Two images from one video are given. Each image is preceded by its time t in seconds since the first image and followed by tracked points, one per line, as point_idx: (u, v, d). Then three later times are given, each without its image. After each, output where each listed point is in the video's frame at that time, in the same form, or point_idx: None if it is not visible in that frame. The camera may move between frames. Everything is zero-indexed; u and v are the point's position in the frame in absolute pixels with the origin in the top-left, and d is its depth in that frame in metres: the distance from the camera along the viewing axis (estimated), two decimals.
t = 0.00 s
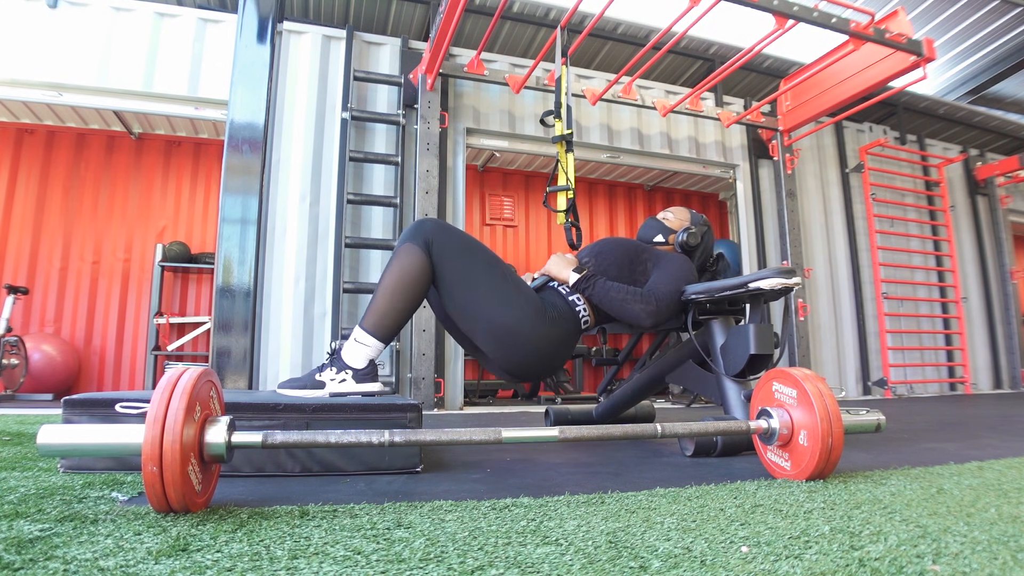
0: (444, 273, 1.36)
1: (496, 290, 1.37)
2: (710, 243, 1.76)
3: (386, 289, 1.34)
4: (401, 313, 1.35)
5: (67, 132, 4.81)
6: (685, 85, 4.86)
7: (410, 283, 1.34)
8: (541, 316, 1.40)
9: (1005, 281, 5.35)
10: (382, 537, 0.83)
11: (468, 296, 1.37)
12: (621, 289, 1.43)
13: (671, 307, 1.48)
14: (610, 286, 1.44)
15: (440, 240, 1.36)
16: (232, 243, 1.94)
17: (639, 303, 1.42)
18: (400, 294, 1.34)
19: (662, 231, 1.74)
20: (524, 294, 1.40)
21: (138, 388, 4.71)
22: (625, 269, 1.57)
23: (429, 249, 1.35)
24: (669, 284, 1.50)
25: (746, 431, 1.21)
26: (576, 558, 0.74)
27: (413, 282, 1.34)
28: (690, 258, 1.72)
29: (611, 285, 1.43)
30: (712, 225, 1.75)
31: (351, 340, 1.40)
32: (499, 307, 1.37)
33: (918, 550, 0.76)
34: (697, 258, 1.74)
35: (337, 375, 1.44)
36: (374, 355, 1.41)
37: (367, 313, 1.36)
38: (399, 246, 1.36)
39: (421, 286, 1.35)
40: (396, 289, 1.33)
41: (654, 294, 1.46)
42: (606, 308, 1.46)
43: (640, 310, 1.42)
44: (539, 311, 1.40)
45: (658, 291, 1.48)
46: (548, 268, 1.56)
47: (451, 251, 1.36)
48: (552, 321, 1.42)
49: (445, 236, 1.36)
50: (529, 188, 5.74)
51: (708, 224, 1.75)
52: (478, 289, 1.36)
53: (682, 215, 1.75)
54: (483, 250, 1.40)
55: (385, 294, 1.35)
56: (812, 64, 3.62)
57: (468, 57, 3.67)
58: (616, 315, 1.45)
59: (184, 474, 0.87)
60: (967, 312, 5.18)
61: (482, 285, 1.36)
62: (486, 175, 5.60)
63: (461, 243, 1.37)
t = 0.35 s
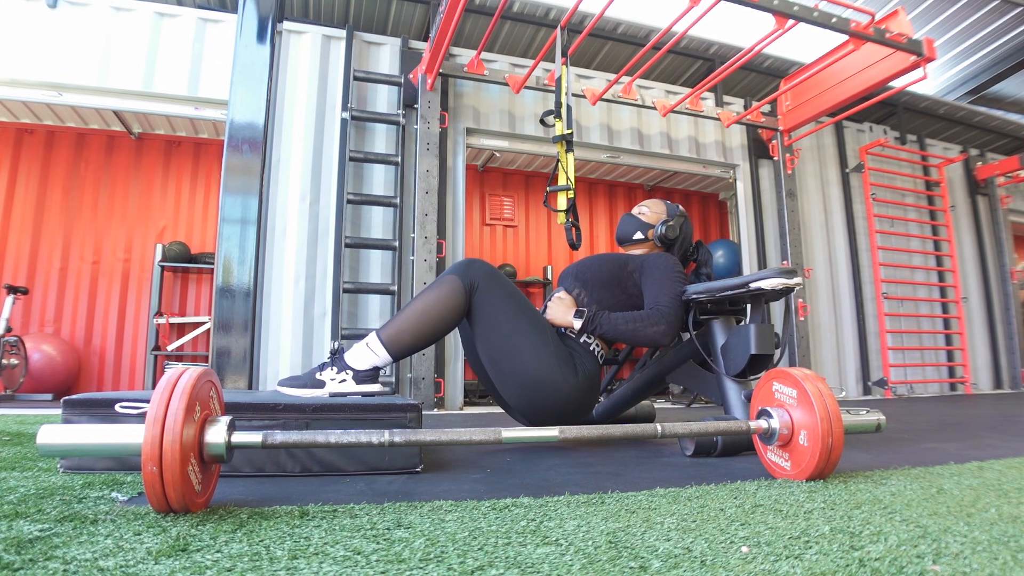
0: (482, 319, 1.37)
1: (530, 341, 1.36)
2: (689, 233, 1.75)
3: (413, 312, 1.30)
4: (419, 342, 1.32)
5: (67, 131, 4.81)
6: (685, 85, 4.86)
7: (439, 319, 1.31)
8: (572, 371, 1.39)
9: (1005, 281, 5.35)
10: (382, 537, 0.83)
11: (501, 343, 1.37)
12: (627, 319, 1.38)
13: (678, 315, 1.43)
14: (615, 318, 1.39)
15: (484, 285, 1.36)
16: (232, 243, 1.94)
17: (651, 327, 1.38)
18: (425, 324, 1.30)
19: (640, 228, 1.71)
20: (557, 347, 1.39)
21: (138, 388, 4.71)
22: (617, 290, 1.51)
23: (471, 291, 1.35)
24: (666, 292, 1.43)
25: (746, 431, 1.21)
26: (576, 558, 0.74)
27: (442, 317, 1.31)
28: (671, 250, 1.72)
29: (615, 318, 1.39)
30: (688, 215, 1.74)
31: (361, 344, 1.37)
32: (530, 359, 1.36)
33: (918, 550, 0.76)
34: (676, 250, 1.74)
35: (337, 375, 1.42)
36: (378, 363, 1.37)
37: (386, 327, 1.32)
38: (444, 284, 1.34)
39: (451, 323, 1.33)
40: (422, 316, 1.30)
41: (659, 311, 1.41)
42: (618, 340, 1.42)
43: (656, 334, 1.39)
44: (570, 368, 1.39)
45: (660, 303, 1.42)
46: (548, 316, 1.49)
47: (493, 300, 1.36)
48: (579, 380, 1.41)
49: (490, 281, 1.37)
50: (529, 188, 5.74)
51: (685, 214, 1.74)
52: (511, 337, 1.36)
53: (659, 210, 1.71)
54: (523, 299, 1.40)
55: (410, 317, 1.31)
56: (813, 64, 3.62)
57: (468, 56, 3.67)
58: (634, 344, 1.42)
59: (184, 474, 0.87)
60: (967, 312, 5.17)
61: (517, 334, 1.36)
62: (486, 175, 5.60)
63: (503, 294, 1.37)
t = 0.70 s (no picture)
0: (492, 332, 1.37)
1: (542, 355, 1.36)
2: (682, 233, 1.75)
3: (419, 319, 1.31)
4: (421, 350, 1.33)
5: (67, 132, 4.81)
6: (685, 85, 4.86)
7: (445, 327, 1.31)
8: (581, 385, 1.38)
9: (1005, 281, 5.35)
10: (382, 537, 0.83)
11: (511, 356, 1.36)
12: (630, 327, 1.38)
13: (679, 317, 1.42)
14: (615, 326, 1.39)
15: (495, 298, 1.36)
16: (232, 243, 1.94)
17: (653, 334, 1.39)
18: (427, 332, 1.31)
19: (633, 229, 1.70)
20: (565, 361, 1.38)
21: (138, 388, 4.71)
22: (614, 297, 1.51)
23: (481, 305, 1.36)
24: (663, 295, 1.42)
25: (746, 431, 1.21)
26: (576, 558, 0.74)
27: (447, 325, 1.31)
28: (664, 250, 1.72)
29: (617, 326, 1.39)
30: (682, 215, 1.74)
31: (366, 345, 1.37)
32: (539, 374, 1.35)
33: (918, 550, 0.76)
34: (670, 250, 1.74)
35: (338, 376, 1.43)
36: (380, 367, 1.37)
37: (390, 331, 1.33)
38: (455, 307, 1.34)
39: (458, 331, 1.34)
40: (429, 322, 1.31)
41: (658, 316, 1.40)
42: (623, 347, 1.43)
43: (660, 340, 1.39)
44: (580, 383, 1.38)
45: (659, 307, 1.41)
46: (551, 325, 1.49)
47: (505, 314, 1.36)
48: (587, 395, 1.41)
49: (501, 295, 1.37)
50: (529, 188, 5.74)
51: (678, 214, 1.74)
52: (523, 353, 1.35)
53: (652, 211, 1.70)
54: (534, 313, 1.39)
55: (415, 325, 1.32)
56: (813, 64, 3.62)
57: (468, 57, 3.67)
58: (639, 350, 1.42)
59: (184, 474, 0.87)
60: (967, 312, 5.17)
61: (528, 348, 1.35)
62: (486, 175, 5.60)
63: (515, 307, 1.37)
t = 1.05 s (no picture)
0: (429, 249, 1.38)
1: (486, 256, 1.42)
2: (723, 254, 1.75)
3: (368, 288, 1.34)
4: (390, 311, 1.37)
5: (67, 132, 4.81)
6: (685, 85, 4.86)
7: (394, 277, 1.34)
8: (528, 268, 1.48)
9: (1005, 281, 5.35)
10: (382, 537, 0.83)
11: (461, 269, 1.40)
12: (621, 271, 1.49)
13: (668, 297, 1.53)
14: (610, 267, 1.51)
15: (419, 227, 1.38)
16: (232, 243, 1.94)
17: (638, 287, 1.47)
18: (383, 292, 1.34)
19: (674, 235, 1.78)
20: (509, 254, 1.46)
21: (138, 388, 4.71)
22: (633, 256, 1.61)
23: (407, 235, 1.37)
24: (672, 277, 1.55)
25: (746, 431, 1.21)
26: (577, 558, 0.74)
27: (396, 273, 1.34)
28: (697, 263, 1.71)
29: (613, 267, 1.50)
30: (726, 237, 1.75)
31: (343, 339, 1.39)
32: (492, 273, 1.41)
33: (918, 550, 0.76)
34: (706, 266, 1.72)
35: (334, 375, 1.43)
36: (367, 354, 1.40)
37: (353, 315, 1.36)
38: (379, 243, 1.36)
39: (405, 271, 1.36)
40: (377, 281, 1.33)
41: (658, 288, 1.51)
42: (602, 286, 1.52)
43: (637, 295, 1.47)
44: (525, 266, 1.47)
45: (660, 282, 1.53)
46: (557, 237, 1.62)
47: (432, 227, 1.39)
48: (542, 278, 1.50)
49: (423, 220, 1.39)
50: (529, 188, 5.74)
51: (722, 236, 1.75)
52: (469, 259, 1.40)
53: (697, 225, 1.80)
54: (464, 224, 1.45)
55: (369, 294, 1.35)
56: (812, 64, 3.62)
57: (468, 56, 3.67)
58: (611, 296, 1.51)
59: (184, 474, 0.87)
60: (967, 312, 5.17)
61: (471, 254, 1.41)
62: (486, 175, 5.60)
63: (439, 218, 1.41)
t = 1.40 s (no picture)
0: (427, 229, 1.40)
1: (482, 224, 1.44)
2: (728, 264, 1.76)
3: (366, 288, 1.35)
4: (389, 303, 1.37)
5: (67, 132, 4.81)
6: (685, 85, 4.86)
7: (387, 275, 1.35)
8: (530, 235, 1.49)
9: (1005, 281, 5.35)
10: (382, 537, 0.83)
11: (458, 238, 1.41)
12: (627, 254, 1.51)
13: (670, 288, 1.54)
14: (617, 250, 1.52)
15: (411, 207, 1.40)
16: (232, 243, 1.94)
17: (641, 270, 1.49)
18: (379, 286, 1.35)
19: (682, 241, 1.78)
20: (504, 218, 1.48)
21: (138, 388, 4.71)
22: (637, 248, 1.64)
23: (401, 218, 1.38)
24: (676, 270, 1.57)
25: (746, 431, 1.21)
26: (576, 558, 0.74)
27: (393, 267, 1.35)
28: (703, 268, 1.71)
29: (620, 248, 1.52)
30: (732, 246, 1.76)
31: (343, 339, 1.39)
32: (491, 239, 1.43)
33: (918, 550, 0.76)
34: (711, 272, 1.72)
35: (334, 375, 1.44)
36: (369, 351, 1.41)
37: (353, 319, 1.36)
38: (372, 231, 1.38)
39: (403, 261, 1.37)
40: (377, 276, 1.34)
41: (659, 274, 1.53)
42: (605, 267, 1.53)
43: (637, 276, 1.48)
44: (524, 232, 1.48)
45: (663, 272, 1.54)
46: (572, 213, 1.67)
47: (427, 208, 1.41)
48: (541, 237, 1.52)
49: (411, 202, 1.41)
50: (529, 188, 5.74)
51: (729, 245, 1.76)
52: (466, 228, 1.42)
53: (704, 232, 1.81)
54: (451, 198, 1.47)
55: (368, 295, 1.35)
56: (813, 64, 3.62)
57: (468, 57, 3.67)
58: (611, 275, 1.51)
59: (184, 474, 0.87)
60: (967, 312, 5.17)
61: (467, 222, 1.43)
62: (486, 175, 5.60)
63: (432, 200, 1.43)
